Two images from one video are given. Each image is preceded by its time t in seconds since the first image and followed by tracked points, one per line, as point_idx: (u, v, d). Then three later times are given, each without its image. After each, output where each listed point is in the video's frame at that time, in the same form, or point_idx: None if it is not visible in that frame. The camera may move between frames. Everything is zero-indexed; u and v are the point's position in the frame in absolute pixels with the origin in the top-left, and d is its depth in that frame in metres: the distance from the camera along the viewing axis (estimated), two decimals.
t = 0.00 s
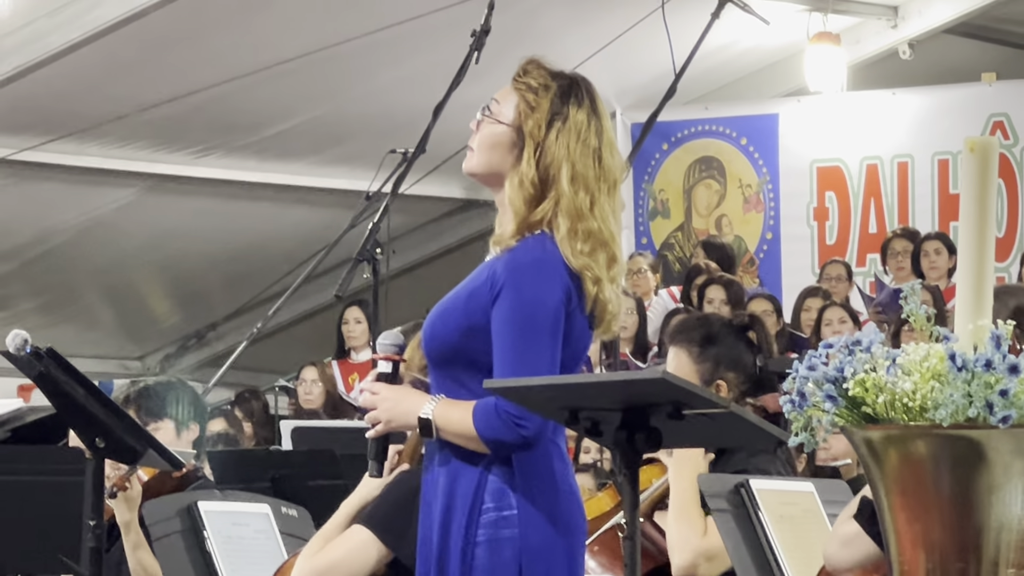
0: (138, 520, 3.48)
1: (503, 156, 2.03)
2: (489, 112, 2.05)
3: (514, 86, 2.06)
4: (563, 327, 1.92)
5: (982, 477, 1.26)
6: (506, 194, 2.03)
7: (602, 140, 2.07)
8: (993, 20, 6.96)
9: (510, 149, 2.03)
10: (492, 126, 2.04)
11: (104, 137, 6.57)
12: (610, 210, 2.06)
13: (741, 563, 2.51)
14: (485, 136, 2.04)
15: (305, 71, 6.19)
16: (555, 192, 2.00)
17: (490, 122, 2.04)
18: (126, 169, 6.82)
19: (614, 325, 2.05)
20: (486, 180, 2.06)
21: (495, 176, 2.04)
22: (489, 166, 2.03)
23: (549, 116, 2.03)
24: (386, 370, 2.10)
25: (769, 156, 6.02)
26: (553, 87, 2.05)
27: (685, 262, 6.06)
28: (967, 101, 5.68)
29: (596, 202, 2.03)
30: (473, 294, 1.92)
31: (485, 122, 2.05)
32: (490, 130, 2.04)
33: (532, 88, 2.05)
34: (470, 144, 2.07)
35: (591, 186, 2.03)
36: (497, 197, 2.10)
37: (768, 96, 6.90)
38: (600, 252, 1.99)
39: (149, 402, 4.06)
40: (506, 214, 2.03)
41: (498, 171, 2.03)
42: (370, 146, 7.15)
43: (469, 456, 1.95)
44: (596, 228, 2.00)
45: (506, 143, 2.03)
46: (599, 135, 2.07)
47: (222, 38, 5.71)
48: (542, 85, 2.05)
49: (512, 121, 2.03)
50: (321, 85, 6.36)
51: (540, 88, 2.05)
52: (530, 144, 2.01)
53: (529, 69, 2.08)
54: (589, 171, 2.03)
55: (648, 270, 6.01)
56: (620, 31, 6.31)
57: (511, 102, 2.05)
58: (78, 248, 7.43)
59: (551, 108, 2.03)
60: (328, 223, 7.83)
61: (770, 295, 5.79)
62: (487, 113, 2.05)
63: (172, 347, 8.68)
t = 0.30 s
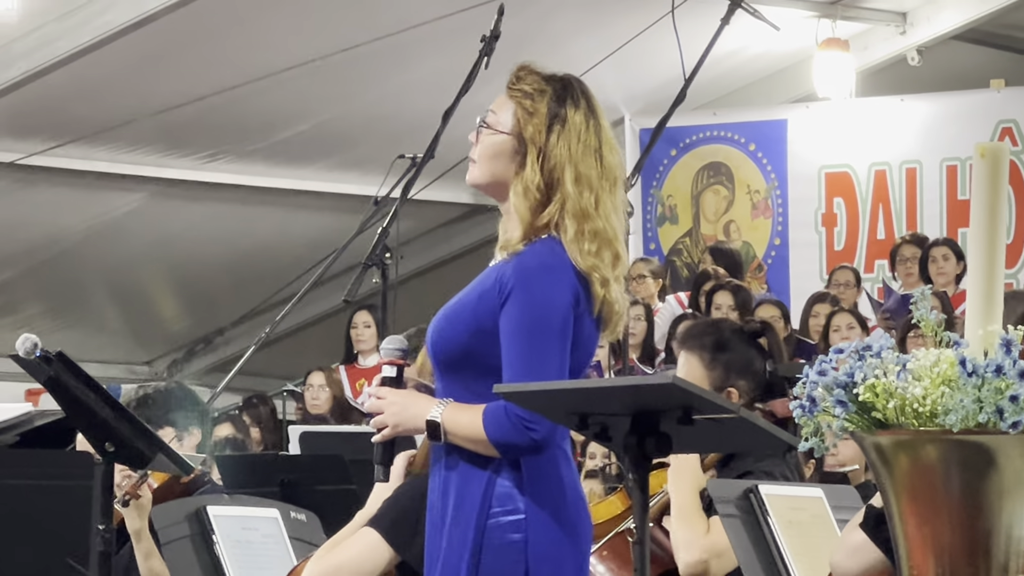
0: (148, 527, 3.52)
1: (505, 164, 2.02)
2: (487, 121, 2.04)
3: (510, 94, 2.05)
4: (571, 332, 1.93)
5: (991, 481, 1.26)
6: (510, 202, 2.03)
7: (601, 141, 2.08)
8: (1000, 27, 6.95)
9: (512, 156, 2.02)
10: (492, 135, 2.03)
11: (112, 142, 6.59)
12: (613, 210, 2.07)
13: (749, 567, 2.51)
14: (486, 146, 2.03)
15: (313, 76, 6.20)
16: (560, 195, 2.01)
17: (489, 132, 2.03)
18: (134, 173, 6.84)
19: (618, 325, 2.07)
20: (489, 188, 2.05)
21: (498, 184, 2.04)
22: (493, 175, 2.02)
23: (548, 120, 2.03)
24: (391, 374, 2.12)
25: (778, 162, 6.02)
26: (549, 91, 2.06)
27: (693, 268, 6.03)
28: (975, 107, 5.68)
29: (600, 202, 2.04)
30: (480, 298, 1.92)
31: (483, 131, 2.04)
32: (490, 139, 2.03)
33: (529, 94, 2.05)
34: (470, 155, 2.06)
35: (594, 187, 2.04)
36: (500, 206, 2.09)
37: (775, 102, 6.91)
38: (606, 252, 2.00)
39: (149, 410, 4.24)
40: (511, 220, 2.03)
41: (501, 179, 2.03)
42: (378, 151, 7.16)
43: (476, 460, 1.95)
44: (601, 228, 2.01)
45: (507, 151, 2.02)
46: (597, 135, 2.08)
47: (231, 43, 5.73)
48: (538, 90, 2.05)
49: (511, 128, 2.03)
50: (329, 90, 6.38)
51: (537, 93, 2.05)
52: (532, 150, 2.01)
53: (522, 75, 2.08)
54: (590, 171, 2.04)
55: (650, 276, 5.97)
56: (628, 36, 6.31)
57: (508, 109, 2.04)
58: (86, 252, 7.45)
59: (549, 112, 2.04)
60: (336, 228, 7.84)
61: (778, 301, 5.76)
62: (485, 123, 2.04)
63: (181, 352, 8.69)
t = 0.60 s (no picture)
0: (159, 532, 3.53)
1: (507, 180, 2.01)
2: (481, 139, 2.02)
3: (499, 108, 2.03)
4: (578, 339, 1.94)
5: (1001, 488, 1.26)
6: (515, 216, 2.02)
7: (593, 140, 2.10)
8: (1010, 34, 6.94)
9: (514, 171, 2.01)
10: (489, 154, 2.01)
11: (122, 146, 6.62)
12: (612, 208, 2.10)
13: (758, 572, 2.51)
14: (486, 164, 2.01)
15: (322, 81, 6.22)
16: (565, 202, 2.02)
17: (485, 149, 2.01)
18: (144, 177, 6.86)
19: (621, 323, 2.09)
20: (490, 206, 2.03)
21: (500, 201, 2.02)
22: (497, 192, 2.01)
23: (543, 130, 2.03)
24: (392, 380, 2.14)
25: (788, 167, 6.02)
26: (537, 100, 2.05)
27: (702, 273, 6.05)
28: (985, 113, 5.67)
29: (600, 202, 2.06)
30: (487, 306, 1.93)
31: (478, 151, 2.02)
32: (488, 157, 2.01)
33: (519, 107, 2.03)
34: (467, 175, 2.03)
35: (594, 188, 2.06)
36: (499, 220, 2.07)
37: (785, 109, 6.91)
38: (612, 252, 2.03)
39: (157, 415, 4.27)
40: (517, 233, 2.02)
41: (504, 196, 2.01)
42: (388, 156, 7.17)
43: (482, 468, 1.95)
44: (605, 228, 2.03)
45: (508, 167, 2.01)
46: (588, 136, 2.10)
47: (241, 48, 5.75)
48: (527, 101, 2.04)
49: (508, 144, 2.01)
50: (339, 95, 6.39)
51: (526, 104, 2.04)
52: (534, 162, 2.01)
53: (505, 89, 2.07)
54: (590, 173, 2.05)
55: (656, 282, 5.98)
56: (638, 42, 6.32)
57: (501, 125, 2.02)
58: (95, 256, 7.47)
59: (542, 121, 2.04)
60: (346, 233, 7.85)
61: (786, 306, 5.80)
62: (479, 141, 2.02)
63: (190, 356, 8.68)
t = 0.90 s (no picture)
0: (163, 533, 3.52)
1: (495, 188, 2.02)
2: (463, 150, 2.02)
3: (476, 117, 2.04)
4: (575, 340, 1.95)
5: (1003, 491, 1.26)
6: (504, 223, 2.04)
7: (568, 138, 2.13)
8: (1012, 38, 6.94)
9: (500, 179, 2.02)
10: (475, 165, 2.01)
11: (125, 147, 6.63)
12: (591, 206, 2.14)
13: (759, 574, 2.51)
14: (473, 175, 2.01)
15: (325, 83, 6.22)
16: (550, 205, 2.04)
17: (469, 160, 2.02)
18: (147, 178, 6.87)
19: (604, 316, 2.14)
20: (478, 216, 2.04)
21: (488, 210, 2.03)
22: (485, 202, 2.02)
23: (524, 134, 2.04)
24: (380, 386, 2.20)
25: (790, 170, 6.02)
26: (512, 105, 2.06)
27: (704, 276, 6.04)
28: (987, 117, 5.67)
29: (581, 201, 2.10)
30: (482, 309, 1.93)
31: (461, 162, 2.02)
32: (473, 168, 2.01)
33: (496, 114, 2.04)
34: (452, 188, 2.03)
35: (576, 187, 2.09)
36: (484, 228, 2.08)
37: (787, 112, 6.91)
38: (597, 248, 2.07)
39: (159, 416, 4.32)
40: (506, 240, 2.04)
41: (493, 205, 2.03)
42: (390, 158, 7.17)
43: (479, 471, 1.96)
44: (587, 224, 2.08)
45: (494, 176, 2.02)
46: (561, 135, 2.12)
47: (244, 49, 5.76)
48: (503, 107, 2.05)
49: (492, 153, 2.02)
50: (342, 96, 6.40)
51: (503, 110, 2.05)
52: (520, 169, 2.02)
53: (477, 96, 2.07)
54: (568, 172, 2.09)
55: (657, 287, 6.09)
56: (641, 45, 6.32)
57: (481, 134, 2.03)
58: (97, 257, 7.48)
59: (522, 126, 2.05)
60: (348, 235, 7.85)
61: (789, 309, 5.80)
62: (461, 153, 2.02)
63: (191, 357, 8.68)
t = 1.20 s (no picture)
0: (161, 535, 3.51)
1: (480, 194, 2.04)
2: (445, 160, 2.03)
3: (454, 125, 2.05)
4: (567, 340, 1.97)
5: (1002, 495, 1.26)
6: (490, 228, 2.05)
7: (547, 138, 2.14)
8: (1013, 41, 6.93)
9: (483, 185, 2.04)
10: (458, 173, 2.03)
11: (125, 147, 6.63)
12: (575, 203, 2.15)
13: None
14: (457, 183, 2.03)
15: (326, 84, 6.22)
16: (535, 205, 2.06)
17: (452, 168, 2.03)
18: (147, 179, 6.87)
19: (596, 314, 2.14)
20: (465, 224, 2.06)
21: (474, 218, 2.05)
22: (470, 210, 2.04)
23: (503, 138, 2.06)
24: (371, 393, 2.26)
25: (790, 173, 6.02)
26: (488, 110, 2.08)
27: (704, 279, 6.04)
28: (988, 121, 5.67)
29: (564, 199, 2.12)
30: (474, 313, 1.94)
31: (445, 172, 2.04)
32: (457, 177, 2.03)
33: (474, 120, 2.06)
34: (437, 199, 2.05)
35: (558, 187, 2.11)
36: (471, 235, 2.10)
37: (788, 114, 6.91)
38: (583, 245, 2.09)
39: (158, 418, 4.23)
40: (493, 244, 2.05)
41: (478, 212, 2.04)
42: (390, 159, 7.17)
43: (474, 475, 1.96)
44: (571, 222, 2.09)
45: (477, 182, 2.03)
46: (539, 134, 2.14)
47: (245, 50, 5.76)
48: (480, 113, 2.07)
49: (474, 160, 2.04)
50: (343, 97, 6.39)
51: (480, 116, 2.07)
52: (503, 173, 2.04)
53: (453, 104, 2.08)
54: (549, 171, 2.10)
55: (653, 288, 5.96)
56: (642, 47, 6.32)
57: (461, 142, 2.04)
58: (97, 257, 7.48)
59: (500, 130, 2.07)
60: (348, 236, 7.85)
61: (789, 312, 5.80)
62: (443, 163, 2.03)
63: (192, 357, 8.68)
